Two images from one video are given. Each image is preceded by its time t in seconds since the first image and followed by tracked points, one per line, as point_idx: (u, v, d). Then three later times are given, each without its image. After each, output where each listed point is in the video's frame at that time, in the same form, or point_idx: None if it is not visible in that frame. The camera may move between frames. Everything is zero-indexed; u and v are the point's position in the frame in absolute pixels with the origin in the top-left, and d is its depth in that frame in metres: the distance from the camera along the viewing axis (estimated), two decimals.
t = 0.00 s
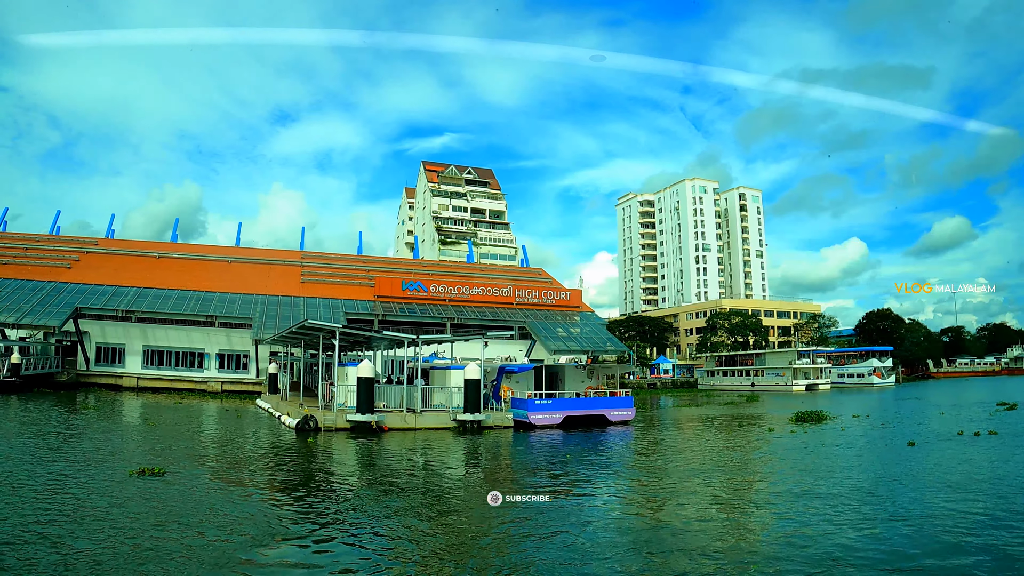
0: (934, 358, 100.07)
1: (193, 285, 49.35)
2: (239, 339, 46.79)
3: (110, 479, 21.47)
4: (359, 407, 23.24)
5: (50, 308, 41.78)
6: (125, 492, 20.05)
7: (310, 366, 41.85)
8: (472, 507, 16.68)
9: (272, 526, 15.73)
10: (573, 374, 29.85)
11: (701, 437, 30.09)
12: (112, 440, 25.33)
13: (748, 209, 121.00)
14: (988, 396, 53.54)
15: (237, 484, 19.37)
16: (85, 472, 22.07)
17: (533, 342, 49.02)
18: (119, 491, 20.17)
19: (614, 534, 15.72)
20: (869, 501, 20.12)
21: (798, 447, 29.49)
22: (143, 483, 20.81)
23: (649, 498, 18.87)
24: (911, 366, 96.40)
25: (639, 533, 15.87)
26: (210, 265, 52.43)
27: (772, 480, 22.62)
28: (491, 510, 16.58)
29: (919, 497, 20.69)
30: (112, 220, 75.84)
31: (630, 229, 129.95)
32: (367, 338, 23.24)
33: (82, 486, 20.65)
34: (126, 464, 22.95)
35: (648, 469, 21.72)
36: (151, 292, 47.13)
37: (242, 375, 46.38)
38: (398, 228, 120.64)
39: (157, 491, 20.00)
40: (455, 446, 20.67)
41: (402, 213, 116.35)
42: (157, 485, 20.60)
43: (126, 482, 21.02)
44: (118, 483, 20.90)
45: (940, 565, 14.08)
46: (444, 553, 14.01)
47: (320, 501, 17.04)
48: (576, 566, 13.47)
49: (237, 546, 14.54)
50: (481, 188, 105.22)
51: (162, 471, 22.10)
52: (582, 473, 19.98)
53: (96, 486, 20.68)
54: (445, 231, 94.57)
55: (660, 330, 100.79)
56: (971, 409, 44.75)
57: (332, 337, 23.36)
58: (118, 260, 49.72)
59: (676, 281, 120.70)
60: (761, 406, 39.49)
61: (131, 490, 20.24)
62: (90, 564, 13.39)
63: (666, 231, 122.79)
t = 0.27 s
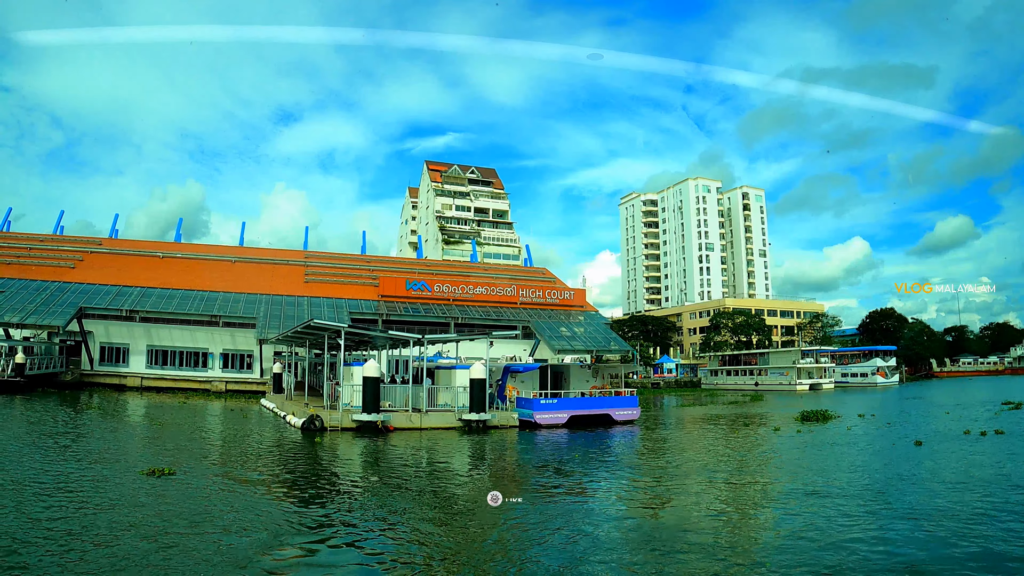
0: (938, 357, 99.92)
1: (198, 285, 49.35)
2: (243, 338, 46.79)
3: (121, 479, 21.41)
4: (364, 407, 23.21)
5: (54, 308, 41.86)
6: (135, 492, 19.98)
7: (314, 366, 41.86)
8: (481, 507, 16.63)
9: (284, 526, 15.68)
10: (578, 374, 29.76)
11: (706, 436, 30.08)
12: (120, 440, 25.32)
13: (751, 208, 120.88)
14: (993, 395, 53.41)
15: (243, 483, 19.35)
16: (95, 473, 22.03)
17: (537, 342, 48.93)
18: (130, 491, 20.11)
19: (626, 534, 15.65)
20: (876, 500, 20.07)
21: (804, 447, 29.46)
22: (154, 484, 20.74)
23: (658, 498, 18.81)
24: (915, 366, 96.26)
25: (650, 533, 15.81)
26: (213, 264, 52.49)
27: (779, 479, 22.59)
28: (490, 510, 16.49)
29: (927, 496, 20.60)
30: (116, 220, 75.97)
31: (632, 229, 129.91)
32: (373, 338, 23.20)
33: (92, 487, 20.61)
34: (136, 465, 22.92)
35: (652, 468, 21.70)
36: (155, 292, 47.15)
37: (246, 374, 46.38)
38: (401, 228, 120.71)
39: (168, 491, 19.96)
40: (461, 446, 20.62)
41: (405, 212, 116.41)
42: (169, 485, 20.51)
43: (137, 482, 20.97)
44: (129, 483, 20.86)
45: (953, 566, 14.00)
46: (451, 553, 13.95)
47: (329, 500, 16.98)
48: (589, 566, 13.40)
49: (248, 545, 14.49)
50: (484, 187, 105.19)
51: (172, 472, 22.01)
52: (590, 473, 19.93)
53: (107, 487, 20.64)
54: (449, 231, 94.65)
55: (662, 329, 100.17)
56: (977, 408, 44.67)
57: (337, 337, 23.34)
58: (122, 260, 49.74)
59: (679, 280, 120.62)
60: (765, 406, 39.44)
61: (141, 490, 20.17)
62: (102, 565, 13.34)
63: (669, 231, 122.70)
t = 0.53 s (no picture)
0: (941, 356, 99.77)
1: (201, 285, 49.34)
2: (247, 337, 46.79)
3: (130, 479, 21.35)
4: (370, 406, 23.22)
5: (58, 308, 41.90)
6: (144, 492, 19.93)
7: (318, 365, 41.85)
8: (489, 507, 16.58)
9: (294, 526, 15.61)
10: (583, 373, 29.72)
11: (711, 436, 30.07)
12: (127, 440, 25.32)
13: (754, 208, 120.81)
14: (998, 395, 53.34)
15: (250, 483, 19.30)
16: (105, 473, 21.98)
17: (540, 341, 48.73)
18: (139, 491, 20.06)
19: (634, 534, 15.59)
20: (883, 499, 20.02)
21: (809, 446, 29.42)
22: (164, 483, 20.67)
23: (665, 498, 18.76)
24: (917, 365, 96.15)
25: (658, 533, 15.75)
26: (217, 264, 52.52)
27: (786, 478, 22.55)
28: (492, 510, 16.41)
29: (935, 495, 20.54)
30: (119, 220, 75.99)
31: (635, 228, 129.83)
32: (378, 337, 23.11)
33: (102, 487, 20.57)
34: (145, 464, 22.88)
35: (658, 468, 21.66)
36: (159, 291, 47.16)
37: (250, 374, 46.38)
38: (404, 228, 120.75)
39: (177, 490, 19.90)
40: (466, 445, 20.58)
41: (408, 211, 116.40)
42: (179, 485, 20.44)
43: (146, 482, 20.92)
44: (139, 483, 20.80)
45: (964, 565, 13.92)
46: (458, 553, 13.89)
47: (338, 500, 16.92)
48: (601, 566, 13.35)
49: (253, 545, 14.43)
50: (487, 187, 105.14)
51: (181, 472, 21.94)
52: (597, 473, 19.89)
53: (116, 487, 20.60)
54: (452, 230, 94.69)
55: (666, 328, 100.20)
56: (981, 407, 44.65)
57: (342, 337, 23.32)
58: (125, 260, 49.75)
59: (682, 280, 120.54)
60: (769, 405, 39.42)
61: (151, 490, 20.11)
62: (113, 565, 13.29)
63: (672, 230, 122.64)
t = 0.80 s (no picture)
0: (943, 356, 99.69)
1: (204, 284, 49.38)
2: (251, 337, 46.80)
3: (140, 479, 21.29)
4: (375, 406, 23.24)
5: (61, 307, 41.92)
6: (154, 491, 19.87)
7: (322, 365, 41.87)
8: (496, 507, 16.54)
9: (302, 525, 15.58)
10: (587, 372, 29.74)
11: (714, 435, 30.13)
12: (133, 440, 25.30)
13: (756, 207, 120.73)
14: (1003, 394, 53.26)
15: (257, 481, 19.26)
16: (113, 473, 21.93)
17: (543, 341, 48.43)
18: (148, 491, 20.01)
19: (645, 534, 15.51)
20: (891, 498, 19.97)
21: (815, 445, 29.42)
22: (174, 483, 20.59)
23: (674, 498, 18.66)
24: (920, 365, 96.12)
25: (667, 532, 15.69)
26: (220, 263, 52.54)
27: (793, 478, 22.57)
28: (502, 509, 16.38)
29: (943, 495, 20.50)
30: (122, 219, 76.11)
31: (638, 228, 129.71)
32: (382, 336, 23.05)
33: (112, 486, 20.53)
34: (155, 464, 22.84)
35: (664, 467, 21.63)
36: (162, 290, 47.18)
37: (253, 373, 46.39)
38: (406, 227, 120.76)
39: (186, 489, 19.84)
40: (470, 444, 20.56)
41: (411, 211, 116.43)
42: (188, 484, 20.36)
43: (156, 482, 20.85)
44: (149, 483, 20.75)
45: (976, 565, 13.87)
46: (465, 553, 13.83)
47: (344, 499, 16.88)
48: (613, 566, 13.26)
49: (261, 545, 14.37)
50: (490, 186, 105.07)
51: (191, 472, 21.85)
52: (602, 473, 19.86)
53: (126, 486, 20.54)
54: (455, 230, 94.74)
55: (668, 327, 100.07)
56: (986, 407, 44.63)
57: (348, 336, 23.23)
58: (128, 260, 49.83)
59: (685, 279, 120.49)
60: (772, 404, 39.43)
61: (161, 490, 20.04)
62: (123, 565, 13.29)
63: (674, 229, 122.59)
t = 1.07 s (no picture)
0: (946, 355, 99.53)
1: (208, 283, 49.39)
2: (254, 336, 46.77)
3: (150, 479, 21.18)
4: (381, 405, 23.18)
5: (65, 306, 41.92)
6: (163, 491, 19.75)
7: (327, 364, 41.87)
8: (503, 506, 16.52)
9: (310, 524, 15.52)
10: (591, 372, 29.45)
11: (719, 434, 30.12)
12: (140, 439, 25.25)
13: (759, 206, 120.54)
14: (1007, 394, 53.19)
15: (265, 481, 19.17)
16: (122, 473, 21.83)
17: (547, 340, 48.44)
18: (157, 490, 19.91)
19: (656, 534, 15.43)
20: (900, 498, 19.88)
21: (821, 445, 29.35)
22: (185, 483, 20.46)
23: (683, 498, 18.59)
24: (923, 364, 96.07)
25: (679, 532, 15.58)
26: (223, 263, 52.55)
27: (801, 477, 22.54)
28: (511, 509, 16.33)
29: (952, 494, 20.40)
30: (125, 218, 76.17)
31: (641, 227, 129.58)
32: (388, 335, 23.02)
33: (123, 486, 20.45)
34: (165, 463, 22.76)
35: (671, 467, 21.55)
36: (166, 290, 47.19)
37: (257, 372, 46.37)
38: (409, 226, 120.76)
39: (195, 489, 19.72)
40: (476, 444, 20.51)
41: (414, 210, 116.41)
42: (199, 484, 20.25)
43: (166, 482, 20.74)
44: (160, 483, 20.65)
45: (988, 565, 13.82)
46: (474, 553, 13.72)
47: (352, 498, 16.83)
48: (626, 566, 13.18)
49: (270, 546, 14.26)
50: (493, 185, 104.91)
51: (202, 472, 21.71)
52: (610, 472, 19.81)
53: (136, 486, 20.43)
54: (458, 229, 94.74)
55: (670, 326, 99.93)
56: (991, 406, 44.58)
57: (353, 335, 23.16)
58: (132, 259, 49.86)
59: (688, 278, 120.40)
60: (775, 403, 39.36)
61: (171, 490, 19.91)
62: (132, 564, 13.26)
63: (677, 228, 122.48)
